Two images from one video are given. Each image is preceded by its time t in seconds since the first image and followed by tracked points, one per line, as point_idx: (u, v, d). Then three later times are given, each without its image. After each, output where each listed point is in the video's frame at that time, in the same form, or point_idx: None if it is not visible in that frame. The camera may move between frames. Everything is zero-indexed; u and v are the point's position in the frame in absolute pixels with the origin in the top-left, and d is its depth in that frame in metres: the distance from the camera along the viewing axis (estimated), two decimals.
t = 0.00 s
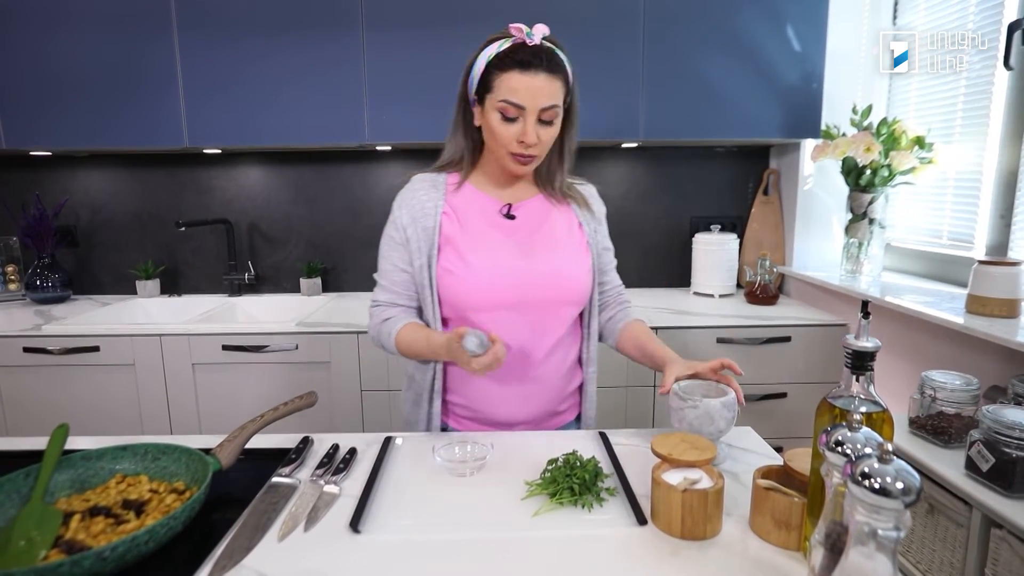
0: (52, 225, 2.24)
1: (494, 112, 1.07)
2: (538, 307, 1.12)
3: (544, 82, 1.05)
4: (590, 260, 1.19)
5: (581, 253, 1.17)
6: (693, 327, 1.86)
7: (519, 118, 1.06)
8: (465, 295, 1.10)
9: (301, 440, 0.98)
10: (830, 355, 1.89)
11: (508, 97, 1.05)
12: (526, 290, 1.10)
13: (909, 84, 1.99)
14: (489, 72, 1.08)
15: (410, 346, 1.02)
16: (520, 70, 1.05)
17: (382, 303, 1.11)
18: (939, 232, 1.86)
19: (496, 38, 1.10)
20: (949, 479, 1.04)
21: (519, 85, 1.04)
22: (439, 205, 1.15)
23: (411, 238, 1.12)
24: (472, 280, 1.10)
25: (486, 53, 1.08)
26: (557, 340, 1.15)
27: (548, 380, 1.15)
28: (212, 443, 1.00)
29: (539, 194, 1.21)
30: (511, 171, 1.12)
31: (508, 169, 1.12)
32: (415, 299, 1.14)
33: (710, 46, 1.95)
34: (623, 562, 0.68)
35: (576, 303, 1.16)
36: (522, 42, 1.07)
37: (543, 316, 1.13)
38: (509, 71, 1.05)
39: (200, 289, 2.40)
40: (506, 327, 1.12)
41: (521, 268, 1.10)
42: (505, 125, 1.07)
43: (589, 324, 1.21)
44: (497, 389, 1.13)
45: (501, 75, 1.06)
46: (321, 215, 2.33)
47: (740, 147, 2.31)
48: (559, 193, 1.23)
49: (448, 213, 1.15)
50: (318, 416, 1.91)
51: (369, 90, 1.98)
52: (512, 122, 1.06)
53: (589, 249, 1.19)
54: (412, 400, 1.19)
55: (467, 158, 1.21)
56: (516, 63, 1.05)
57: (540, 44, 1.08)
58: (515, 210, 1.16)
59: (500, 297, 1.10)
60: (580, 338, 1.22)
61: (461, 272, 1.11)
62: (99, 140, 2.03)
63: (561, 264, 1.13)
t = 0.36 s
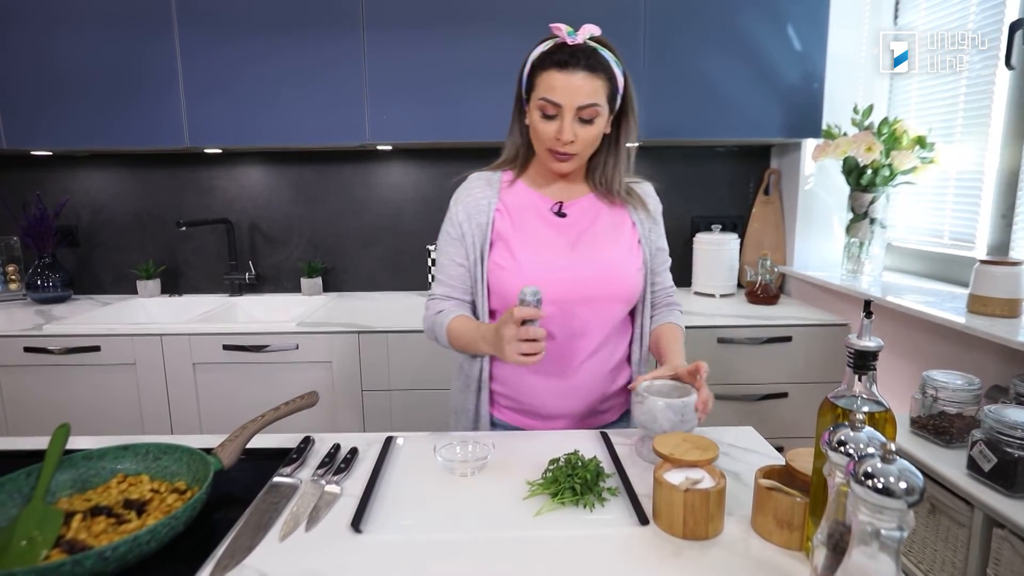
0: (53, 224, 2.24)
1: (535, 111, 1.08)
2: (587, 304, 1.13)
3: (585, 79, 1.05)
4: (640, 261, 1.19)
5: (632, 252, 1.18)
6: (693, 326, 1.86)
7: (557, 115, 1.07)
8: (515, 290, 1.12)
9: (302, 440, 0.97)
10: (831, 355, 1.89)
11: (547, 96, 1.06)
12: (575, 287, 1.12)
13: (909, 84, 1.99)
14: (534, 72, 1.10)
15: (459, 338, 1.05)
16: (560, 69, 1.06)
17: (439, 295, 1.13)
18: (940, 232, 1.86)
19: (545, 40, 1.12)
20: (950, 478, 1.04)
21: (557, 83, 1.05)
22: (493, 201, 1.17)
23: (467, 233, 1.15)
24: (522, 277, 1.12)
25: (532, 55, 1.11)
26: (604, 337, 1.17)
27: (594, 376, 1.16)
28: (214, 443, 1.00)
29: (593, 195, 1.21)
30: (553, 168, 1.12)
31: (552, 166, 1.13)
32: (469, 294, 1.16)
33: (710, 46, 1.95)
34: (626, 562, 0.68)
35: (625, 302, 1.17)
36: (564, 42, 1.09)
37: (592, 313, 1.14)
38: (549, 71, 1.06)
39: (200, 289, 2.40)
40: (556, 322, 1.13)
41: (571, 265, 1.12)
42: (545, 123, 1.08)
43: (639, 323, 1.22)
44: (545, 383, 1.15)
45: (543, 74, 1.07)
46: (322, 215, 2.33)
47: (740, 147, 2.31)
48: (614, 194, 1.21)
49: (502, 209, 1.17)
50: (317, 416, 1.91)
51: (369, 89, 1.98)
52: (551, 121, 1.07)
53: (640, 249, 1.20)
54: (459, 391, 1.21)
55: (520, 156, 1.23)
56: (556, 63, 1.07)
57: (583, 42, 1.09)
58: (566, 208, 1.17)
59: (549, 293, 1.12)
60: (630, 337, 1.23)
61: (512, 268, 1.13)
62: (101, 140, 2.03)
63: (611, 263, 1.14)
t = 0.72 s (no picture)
0: (55, 225, 2.24)
1: (564, 118, 1.08)
2: (601, 305, 1.14)
3: (615, 87, 1.05)
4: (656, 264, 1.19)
5: (648, 255, 1.18)
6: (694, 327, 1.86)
7: (587, 123, 1.06)
8: (528, 288, 1.13)
9: (305, 440, 0.98)
10: (832, 355, 1.89)
11: (578, 104, 1.05)
12: (590, 287, 1.12)
13: (910, 84, 1.99)
14: (561, 78, 1.09)
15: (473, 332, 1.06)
16: (591, 77, 1.05)
17: (456, 290, 1.16)
18: (941, 232, 1.86)
19: (570, 44, 1.11)
20: (952, 479, 1.04)
21: (589, 91, 1.04)
22: (511, 199, 1.18)
23: (485, 230, 1.16)
24: (538, 275, 1.13)
25: (558, 60, 1.09)
26: (617, 337, 1.17)
27: (604, 375, 1.17)
28: (217, 444, 1.00)
29: (615, 196, 1.21)
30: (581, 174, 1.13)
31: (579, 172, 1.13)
32: (484, 289, 1.18)
33: (711, 47, 1.95)
34: (628, 562, 0.68)
35: (638, 304, 1.17)
36: (593, 49, 1.08)
37: (605, 313, 1.15)
38: (579, 78, 1.06)
39: (202, 289, 2.40)
40: (570, 320, 1.14)
41: (586, 265, 1.13)
42: (575, 130, 1.07)
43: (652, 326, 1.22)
44: (556, 381, 1.16)
45: (573, 81, 1.06)
46: (323, 215, 2.34)
47: (741, 147, 2.31)
48: (636, 195, 1.22)
49: (519, 207, 1.18)
50: (319, 416, 1.92)
51: (371, 90, 1.98)
52: (582, 128, 1.07)
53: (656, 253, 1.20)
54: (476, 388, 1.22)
55: (543, 160, 1.23)
56: (586, 70, 1.06)
57: (610, 49, 1.08)
58: (583, 209, 1.18)
59: (563, 292, 1.12)
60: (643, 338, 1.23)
61: (527, 266, 1.14)
62: (102, 141, 2.03)
63: (626, 265, 1.14)
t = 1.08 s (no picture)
0: (56, 225, 2.25)
1: (548, 117, 1.08)
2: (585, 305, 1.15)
3: (600, 88, 1.06)
4: (634, 260, 1.20)
5: (627, 252, 1.19)
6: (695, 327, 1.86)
7: (574, 123, 1.07)
8: (515, 292, 1.13)
9: (307, 439, 0.98)
10: (832, 355, 1.89)
11: (564, 104, 1.06)
12: (575, 287, 1.13)
13: (910, 84, 1.99)
14: (544, 76, 1.07)
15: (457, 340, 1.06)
16: (577, 76, 1.05)
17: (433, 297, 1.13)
18: (941, 232, 1.87)
19: (550, 43, 1.10)
20: (952, 479, 1.04)
21: (575, 91, 1.05)
22: (489, 202, 1.17)
23: (462, 235, 1.15)
24: (523, 278, 1.13)
25: (540, 58, 1.08)
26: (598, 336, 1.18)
27: (596, 375, 1.19)
28: (219, 443, 1.00)
29: (587, 194, 1.22)
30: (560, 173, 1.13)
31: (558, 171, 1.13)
32: (463, 296, 1.16)
33: (712, 47, 1.96)
34: (630, 561, 0.68)
35: (622, 301, 1.18)
36: (577, 47, 1.07)
37: (589, 313, 1.16)
38: (565, 77, 1.05)
39: (203, 289, 2.41)
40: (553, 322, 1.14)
41: (571, 266, 1.13)
42: (560, 130, 1.08)
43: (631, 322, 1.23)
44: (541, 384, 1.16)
45: (557, 81, 1.06)
46: (324, 215, 2.34)
47: (741, 147, 2.31)
48: (607, 193, 1.23)
49: (498, 210, 1.17)
50: (320, 416, 1.92)
51: (371, 90, 1.98)
52: (567, 128, 1.07)
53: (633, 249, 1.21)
54: (460, 397, 1.20)
55: (515, 158, 1.23)
56: (572, 69, 1.05)
57: (595, 49, 1.08)
58: (562, 209, 1.18)
59: (550, 294, 1.13)
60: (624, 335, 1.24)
61: (512, 270, 1.13)
62: (103, 141, 2.04)
63: (608, 262, 1.15)
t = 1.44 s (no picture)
0: (56, 225, 2.25)
1: (546, 120, 1.08)
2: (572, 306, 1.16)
3: (596, 90, 1.07)
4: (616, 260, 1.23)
5: (609, 252, 1.22)
6: (694, 327, 1.87)
7: (573, 125, 1.08)
8: (505, 295, 1.13)
9: (306, 439, 0.98)
10: (831, 355, 1.90)
11: (563, 106, 1.06)
12: (564, 289, 1.14)
13: (909, 85, 1.99)
14: (541, 78, 1.07)
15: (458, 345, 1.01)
16: (577, 78, 1.06)
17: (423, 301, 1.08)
18: (940, 233, 1.87)
19: (541, 45, 1.10)
20: (950, 479, 1.05)
21: (576, 93, 1.06)
22: (475, 205, 1.17)
23: (451, 235, 1.13)
24: (513, 281, 1.13)
25: (535, 59, 1.07)
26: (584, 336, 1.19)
27: (584, 376, 1.19)
28: (218, 443, 1.01)
29: (570, 195, 1.24)
30: (555, 175, 1.14)
31: (553, 173, 1.14)
32: (453, 299, 1.13)
33: (712, 47, 1.96)
34: (628, 560, 0.68)
35: (607, 302, 1.20)
36: (572, 49, 1.07)
37: (577, 315, 1.17)
38: (564, 79, 1.06)
39: (203, 289, 2.41)
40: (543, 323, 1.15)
41: (559, 267, 1.14)
42: (559, 133, 1.08)
43: (616, 323, 1.25)
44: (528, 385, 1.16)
45: (556, 83, 1.06)
46: (323, 216, 2.34)
47: (741, 148, 2.31)
48: (589, 194, 1.26)
49: (484, 213, 1.17)
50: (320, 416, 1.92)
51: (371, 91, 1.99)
52: (566, 130, 1.08)
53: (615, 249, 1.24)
54: (445, 403, 1.19)
55: (503, 163, 1.22)
56: (571, 71, 1.06)
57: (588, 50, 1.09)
58: (546, 211, 1.20)
59: (540, 296, 1.13)
60: (607, 336, 1.26)
61: (501, 273, 1.13)
62: (103, 141, 2.04)
63: (594, 263, 1.17)
